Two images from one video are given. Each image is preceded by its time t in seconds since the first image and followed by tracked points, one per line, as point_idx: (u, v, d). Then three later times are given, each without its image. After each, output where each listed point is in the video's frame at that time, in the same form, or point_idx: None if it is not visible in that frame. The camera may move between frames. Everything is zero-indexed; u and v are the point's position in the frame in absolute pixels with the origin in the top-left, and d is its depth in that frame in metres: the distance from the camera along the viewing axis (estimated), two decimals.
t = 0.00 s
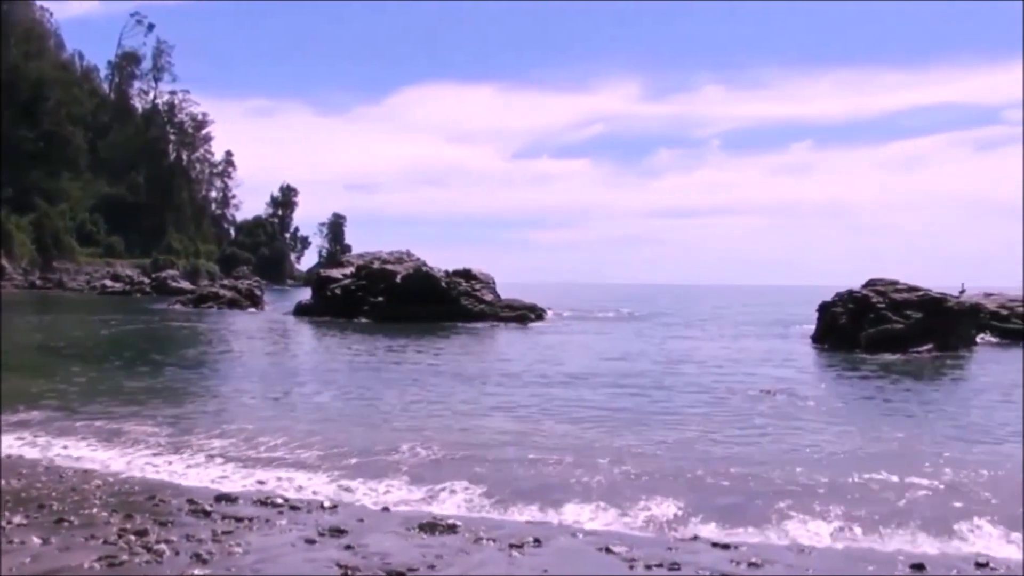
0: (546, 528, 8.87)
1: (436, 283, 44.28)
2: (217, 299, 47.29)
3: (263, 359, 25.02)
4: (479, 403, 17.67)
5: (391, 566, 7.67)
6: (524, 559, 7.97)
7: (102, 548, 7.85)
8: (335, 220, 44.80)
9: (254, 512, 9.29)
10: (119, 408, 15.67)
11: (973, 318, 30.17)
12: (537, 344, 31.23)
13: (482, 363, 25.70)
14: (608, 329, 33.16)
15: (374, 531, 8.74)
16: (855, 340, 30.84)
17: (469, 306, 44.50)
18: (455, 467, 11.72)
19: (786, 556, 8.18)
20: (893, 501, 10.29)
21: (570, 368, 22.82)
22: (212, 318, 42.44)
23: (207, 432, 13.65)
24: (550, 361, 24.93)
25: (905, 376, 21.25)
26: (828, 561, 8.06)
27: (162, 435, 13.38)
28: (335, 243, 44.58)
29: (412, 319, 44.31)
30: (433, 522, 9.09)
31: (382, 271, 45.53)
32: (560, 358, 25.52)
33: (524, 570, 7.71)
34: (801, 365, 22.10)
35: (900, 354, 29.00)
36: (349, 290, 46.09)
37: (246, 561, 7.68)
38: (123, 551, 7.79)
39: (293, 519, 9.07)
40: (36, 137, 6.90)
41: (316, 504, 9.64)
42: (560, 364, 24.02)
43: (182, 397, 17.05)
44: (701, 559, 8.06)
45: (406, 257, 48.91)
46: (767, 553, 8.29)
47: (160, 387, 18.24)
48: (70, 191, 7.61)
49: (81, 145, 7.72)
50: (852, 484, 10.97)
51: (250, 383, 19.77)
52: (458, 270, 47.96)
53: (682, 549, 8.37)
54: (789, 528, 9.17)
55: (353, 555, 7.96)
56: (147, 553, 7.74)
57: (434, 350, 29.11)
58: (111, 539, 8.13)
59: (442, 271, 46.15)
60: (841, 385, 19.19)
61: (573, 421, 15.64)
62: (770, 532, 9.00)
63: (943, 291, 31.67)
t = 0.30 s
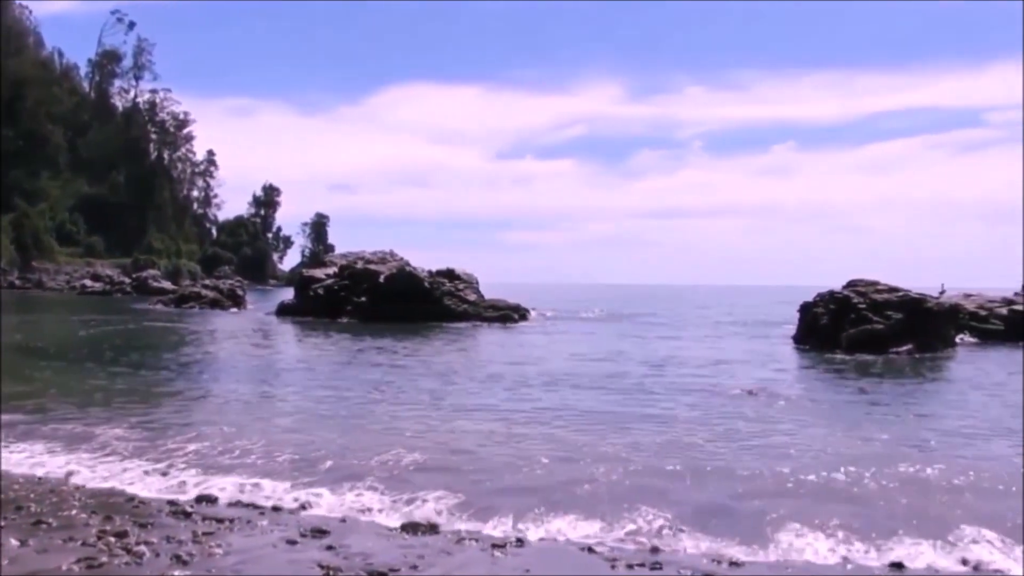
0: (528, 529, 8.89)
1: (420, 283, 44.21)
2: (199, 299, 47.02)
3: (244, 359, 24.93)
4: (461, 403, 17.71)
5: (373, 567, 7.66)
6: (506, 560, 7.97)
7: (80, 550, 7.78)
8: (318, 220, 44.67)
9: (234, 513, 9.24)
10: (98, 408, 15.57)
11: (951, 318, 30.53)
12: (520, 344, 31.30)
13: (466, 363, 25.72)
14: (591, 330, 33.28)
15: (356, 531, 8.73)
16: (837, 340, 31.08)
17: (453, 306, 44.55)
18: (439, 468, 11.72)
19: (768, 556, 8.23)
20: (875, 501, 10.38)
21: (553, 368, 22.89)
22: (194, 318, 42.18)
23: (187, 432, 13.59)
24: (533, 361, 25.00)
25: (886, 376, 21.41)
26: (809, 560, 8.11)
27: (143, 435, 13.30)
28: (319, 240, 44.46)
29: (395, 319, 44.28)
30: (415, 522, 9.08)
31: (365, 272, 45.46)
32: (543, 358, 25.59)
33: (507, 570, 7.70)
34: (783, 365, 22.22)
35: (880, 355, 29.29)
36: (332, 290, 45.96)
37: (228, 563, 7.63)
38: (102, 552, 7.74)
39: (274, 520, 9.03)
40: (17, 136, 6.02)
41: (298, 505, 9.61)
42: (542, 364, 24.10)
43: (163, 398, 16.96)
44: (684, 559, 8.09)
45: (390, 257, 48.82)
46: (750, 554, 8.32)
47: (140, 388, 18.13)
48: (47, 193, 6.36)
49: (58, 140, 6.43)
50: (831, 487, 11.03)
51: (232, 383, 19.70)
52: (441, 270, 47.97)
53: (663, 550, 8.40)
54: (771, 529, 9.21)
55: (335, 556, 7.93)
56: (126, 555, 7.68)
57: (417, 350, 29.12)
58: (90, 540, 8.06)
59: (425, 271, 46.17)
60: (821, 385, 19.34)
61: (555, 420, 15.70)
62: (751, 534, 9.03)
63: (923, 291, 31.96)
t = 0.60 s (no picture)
0: (509, 530, 8.90)
1: (403, 282, 43.90)
2: (180, 298, 46.69)
3: (226, 359, 24.76)
4: (443, 403, 17.70)
5: (355, 567, 7.63)
6: (488, 560, 7.97)
7: (58, 551, 7.71)
8: (300, 219, 44.45)
9: (213, 514, 9.18)
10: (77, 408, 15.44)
11: (930, 318, 30.82)
12: (502, 344, 31.29)
13: (448, 363, 25.67)
14: (573, 330, 33.32)
15: (337, 531, 8.70)
16: (817, 340, 31.26)
17: (436, 306, 44.53)
18: (423, 468, 11.71)
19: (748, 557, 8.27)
20: (855, 501, 10.45)
21: (536, 369, 22.92)
22: (174, 317, 41.85)
23: (167, 432, 13.49)
24: (515, 361, 25.00)
25: (867, 377, 21.55)
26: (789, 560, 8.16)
27: (121, 436, 13.19)
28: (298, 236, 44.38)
29: (378, 318, 44.19)
30: (396, 523, 9.06)
31: (348, 270, 45.00)
32: (525, 358, 25.61)
33: (488, 570, 7.70)
34: (765, 366, 22.31)
35: (860, 355, 29.51)
36: (315, 289, 45.77)
37: (207, 564, 7.58)
38: (80, 553, 7.67)
39: (254, 520, 8.98)
40: None
41: (278, 505, 9.56)
42: (525, 364, 24.12)
43: (142, 398, 16.83)
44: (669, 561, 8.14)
45: (373, 256, 48.69)
46: (730, 555, 8.36)
47: (120, 388, 17.97)
48: (26, 190, 6.22)
49: (37, 136, 6.28)
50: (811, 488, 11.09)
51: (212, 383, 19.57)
52: (424, 270, 47.92)
53: (644, 551, 8.42)
54: (751, 530, 9.25)
55: (316, 556, 7.90)
56: (105, 556, 7.62)
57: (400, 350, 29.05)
58: (69, 541, 7.99)
59: (408, 270, 46.11)
60: (801, 386, 19.48)
61: (537, 420, 15.72)
62: (732, 535, 9.06)
63: (903, 291, 32.18)
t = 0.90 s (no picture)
0: (491, 530, 8.91)
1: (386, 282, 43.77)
2: (161, 297, 46.30)
3: (207, 359, 24.58)
4: (426, 403, 17.67)
5: (336, 566, 7.63)
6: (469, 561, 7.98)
7: (36, 551, 7.64)
8: (284, 218, 44.19)
9: (193, 514, 9.13)
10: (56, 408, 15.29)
11: (910, 318, 31.07)
12: (486, 344, 31.27)
13: (432, 363, 25.63)
14: (557, 330, 33.33)
15: (318, 531, 8.68)
16: (799, 340, 31.43)
17: (419, 305, 44.48)
18: (405, 469, 11.71)
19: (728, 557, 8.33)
20: (834, 501, 10.53)
21: (519, 368, 22.91)
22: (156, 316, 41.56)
23: (147, 434, 13.39)
24: (499, 361, 24.98)
25: (847, 377, 21.71)
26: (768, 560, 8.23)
27: (100, 437, 13.09)
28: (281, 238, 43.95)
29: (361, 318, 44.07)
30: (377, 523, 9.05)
31: (331, 269, 44.68)
32: (509, 358, 25.60)
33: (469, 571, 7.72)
34: (748, 366, 22.42)
35: (842, 354, 29.70)
36: (297, 288, 45.57)
37: (187, 564, 7.54)
38: (58, 554, 7.60)
39: (234, 521, 8.94)
40: None
41: (259, 505, 9.52)
42: (509, 364, 24.10)
43: (123, 398, 16.69)
44: (654, 563, 8.19)
45: (356, 255, 48.52)
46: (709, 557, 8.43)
47: (100, 388, 17.81)
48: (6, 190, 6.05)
49: (15, 133, 6.16)
50: (791, 488, 11.16)
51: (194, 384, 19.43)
52: (407, 269, 47.82)
53: (625, 552, 8.46)
54: (732, 530, 9.31)
55: (297, 556, 7.89)
56: (84, 556, 7.56)
57: (383, 350, 28.93)
58: (47, 542, 7.92)
59: (392, 270, 46.00)
60: (783, 386, 19.58)
61: (520, 420, 15.74)
62: (713, 536, 9.11)
63: (883, 291, 32.42)
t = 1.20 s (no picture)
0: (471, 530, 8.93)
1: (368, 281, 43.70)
2: (141, 296, 45.90)
3: (187, 358, 24.38)
4: (407, 403, 17.64)
5: (316, 567, 7.62)
6: (449, 561, 8.00)
7: (12, 552, 7.56)
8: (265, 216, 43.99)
9: (172, 515, 9.06)
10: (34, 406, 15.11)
11: (889, 318, 31.36)
12: (468, 343, 31.24)
13: (413, 362, 25.58)
14: (539, 330, 33.35)
15: (298, 531, 8.66)
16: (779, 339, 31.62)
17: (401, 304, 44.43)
18: (387, 469, 11.69)
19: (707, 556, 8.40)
20: (812, 500, 10.62)
21: (501, 368, 22.92)
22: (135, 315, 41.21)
23: (127, 433, 13.27)
24: (480, 361, 24.98)
25: (827, 376, 21.87)
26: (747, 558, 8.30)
27: (79, 435, 12.95)
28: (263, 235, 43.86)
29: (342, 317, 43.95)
30: (357, 524, 9.03)
31: (312, 268, 44.51)
32: (490, 358, 25.59)
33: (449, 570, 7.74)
34: (729, 366, 22.53)
35: (821, 354, 29.93)
36: (278, 287, 45.34)
37: (165, 565, 7.48)
38: (34, 555, 7.51)
39: (213, 521, 8.88)
40: None
41: (239, 506, 9.47)
42: (491, 363, 24.10)
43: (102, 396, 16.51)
44: (633, 563, 8.27)
45: (337, 254, 48.37)
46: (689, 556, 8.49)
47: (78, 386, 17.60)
48: None
49: None
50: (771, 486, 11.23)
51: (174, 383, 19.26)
52: (389, 268, 47.74)
53: (605, 551, 8.52)
54: (711, 529, 9.38)
55: (277, 556, 7.86)
56: (62, 557, 7.49)
57: (365, 350, 28.84)
58: (22, 542, 7.84)
59: (374, 269, 45.91)
60: (764, 386, 19.69)
61: (502, 420, 15.74)
62: (693, 535, 9.17)
63: (862, 291, 32.72)
